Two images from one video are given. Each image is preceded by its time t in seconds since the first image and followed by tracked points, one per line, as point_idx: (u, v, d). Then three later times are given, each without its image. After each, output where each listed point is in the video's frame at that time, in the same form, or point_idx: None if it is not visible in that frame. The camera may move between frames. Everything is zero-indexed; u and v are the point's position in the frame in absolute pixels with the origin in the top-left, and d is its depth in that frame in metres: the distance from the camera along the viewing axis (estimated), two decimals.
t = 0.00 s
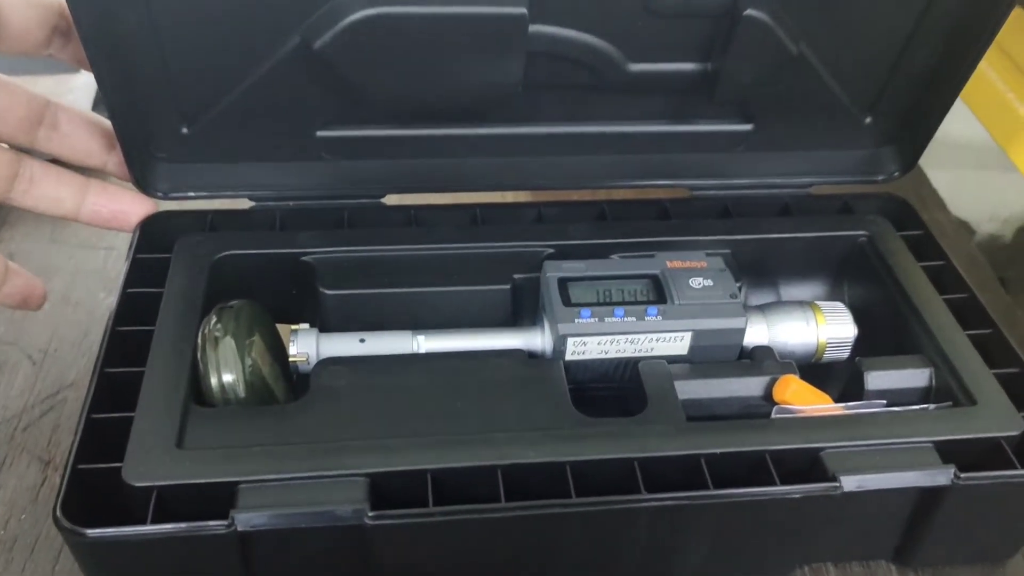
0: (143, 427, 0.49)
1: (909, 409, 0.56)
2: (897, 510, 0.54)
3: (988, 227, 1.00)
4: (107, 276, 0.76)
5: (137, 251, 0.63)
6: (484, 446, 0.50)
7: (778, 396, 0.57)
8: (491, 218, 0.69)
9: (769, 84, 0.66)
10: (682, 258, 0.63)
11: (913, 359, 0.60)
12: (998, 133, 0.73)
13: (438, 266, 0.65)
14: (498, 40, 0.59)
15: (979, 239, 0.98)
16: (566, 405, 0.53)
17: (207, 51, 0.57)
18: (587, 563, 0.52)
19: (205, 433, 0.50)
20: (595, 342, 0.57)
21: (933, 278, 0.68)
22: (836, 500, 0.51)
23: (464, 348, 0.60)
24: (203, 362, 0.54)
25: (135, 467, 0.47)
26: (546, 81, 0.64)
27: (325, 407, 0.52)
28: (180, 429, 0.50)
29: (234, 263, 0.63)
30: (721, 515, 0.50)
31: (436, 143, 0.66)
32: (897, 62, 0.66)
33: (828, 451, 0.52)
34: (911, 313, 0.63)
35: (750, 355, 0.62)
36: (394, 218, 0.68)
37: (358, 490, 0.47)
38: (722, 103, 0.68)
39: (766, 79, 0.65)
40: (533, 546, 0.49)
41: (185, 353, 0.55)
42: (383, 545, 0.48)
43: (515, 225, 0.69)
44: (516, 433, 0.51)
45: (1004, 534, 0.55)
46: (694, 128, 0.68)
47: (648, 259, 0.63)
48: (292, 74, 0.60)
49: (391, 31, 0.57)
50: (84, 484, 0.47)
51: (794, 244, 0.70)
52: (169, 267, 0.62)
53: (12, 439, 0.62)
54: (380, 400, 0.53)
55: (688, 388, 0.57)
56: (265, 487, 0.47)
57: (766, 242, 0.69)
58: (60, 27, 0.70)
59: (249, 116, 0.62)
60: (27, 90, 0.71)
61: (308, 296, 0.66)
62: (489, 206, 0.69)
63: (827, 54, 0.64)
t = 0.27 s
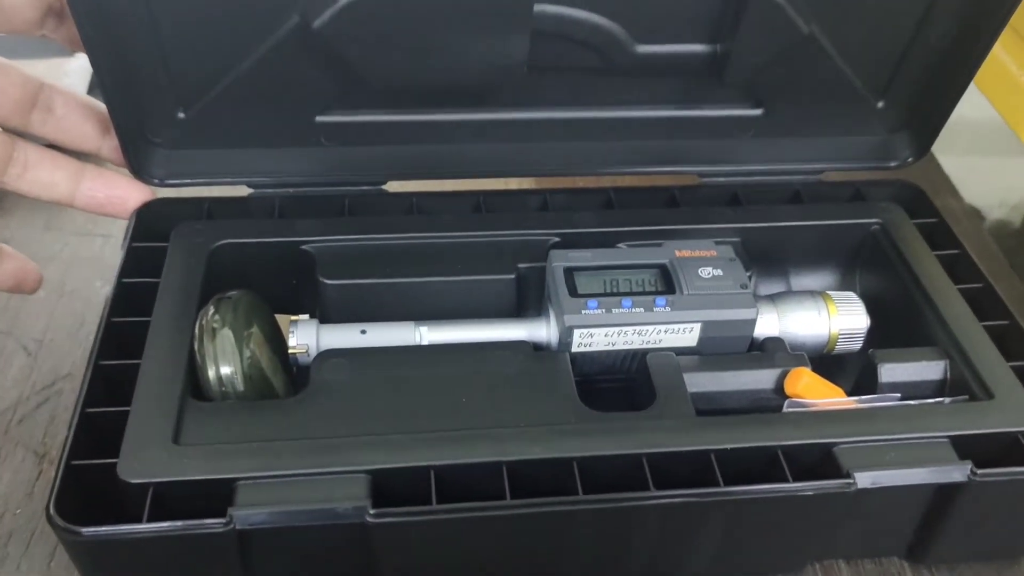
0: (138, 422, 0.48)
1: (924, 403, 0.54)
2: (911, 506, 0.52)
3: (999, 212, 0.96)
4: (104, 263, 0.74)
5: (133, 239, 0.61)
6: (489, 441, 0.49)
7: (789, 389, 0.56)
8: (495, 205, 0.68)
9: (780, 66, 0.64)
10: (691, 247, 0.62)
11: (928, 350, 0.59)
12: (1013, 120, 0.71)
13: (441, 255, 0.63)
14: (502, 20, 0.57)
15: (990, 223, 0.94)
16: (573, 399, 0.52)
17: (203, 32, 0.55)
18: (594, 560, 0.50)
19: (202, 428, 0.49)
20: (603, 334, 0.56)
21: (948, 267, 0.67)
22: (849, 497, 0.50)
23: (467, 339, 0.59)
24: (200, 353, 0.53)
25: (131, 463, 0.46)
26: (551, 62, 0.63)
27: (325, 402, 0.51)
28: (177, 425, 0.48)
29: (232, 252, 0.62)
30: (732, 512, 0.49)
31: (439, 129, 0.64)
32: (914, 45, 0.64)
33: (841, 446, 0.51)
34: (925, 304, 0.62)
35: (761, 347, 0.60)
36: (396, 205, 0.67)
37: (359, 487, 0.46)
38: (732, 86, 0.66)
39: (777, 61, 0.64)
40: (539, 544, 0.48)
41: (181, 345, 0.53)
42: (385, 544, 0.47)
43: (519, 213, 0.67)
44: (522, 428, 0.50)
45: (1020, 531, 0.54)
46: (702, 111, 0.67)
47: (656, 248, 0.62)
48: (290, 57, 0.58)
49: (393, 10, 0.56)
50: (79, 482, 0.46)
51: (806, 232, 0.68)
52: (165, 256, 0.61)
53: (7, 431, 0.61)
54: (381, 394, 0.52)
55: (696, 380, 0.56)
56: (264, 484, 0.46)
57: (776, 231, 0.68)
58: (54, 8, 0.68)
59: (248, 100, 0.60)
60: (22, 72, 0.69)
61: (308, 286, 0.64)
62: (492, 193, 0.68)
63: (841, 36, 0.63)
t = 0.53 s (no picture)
0: (131, 417, 0.47)
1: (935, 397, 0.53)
2: (921, 502, 0.51)
3: (1006, 197, 0.94)
4: (97, 252, 0.73)
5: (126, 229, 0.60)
6: (490, 437, 0.47)
7: (797, 382, 0.54)
8: (496, 193, 0.66)
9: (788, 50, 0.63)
10: (696, 237, 0.60)
11: (939, 343, 0.58)
12: None
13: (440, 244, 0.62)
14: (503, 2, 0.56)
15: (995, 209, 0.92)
16: (576, 393, 0.51)
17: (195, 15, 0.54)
18: (598, 558, 0.49)
19: (197, 423, 0.47)
20: (606, 326, 0.55)
21: (959, 257, 0.65)
22: (859, 494, 0.49)
23: (467, 331, 0.58)
24: (196, 346, 0.52)
25: (123, 460, 0.45)
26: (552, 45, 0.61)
27: (323, 396, 0.50)
28: (171, 420, 0.47)
29: (227, 242, 0.60)
30: (739, 509, 0.48)
31: (438, 115, 0.63)
32: (927, 28, 0.62)
33: (850, 442, 0.50)
34: (935, 295, 0.61)
35: (768, 339, 0.59)
36: (394, 194, 0.65)
37: (358, 484, 0.45)
38: (737, 70, 0.64)
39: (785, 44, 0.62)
40: (541, 542, 0.47)
41: (176, 338, 0.52)
42: (384, 542, 0.46)
43: (521, 201, 0.66)
44: (524, 424, 0.48)
45: None
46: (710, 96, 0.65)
47: (660, 238, 0.60)
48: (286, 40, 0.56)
49: None
50: (70, 479, 0.45)
51: (813, 221, 0.67)
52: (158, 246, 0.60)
53: None
54: (380, 389, 0.50)
55: (702, 374, 0.55)
56: (260, 482, 0.45)
57: (784, 219, 0.66)
58: None
59: (242, 85, 0.59)
60: (12, 57, 0.68)
61: (305, 277, 0.63)
62: (493, 181, 0.66)
63: (851, 19, 0.61)
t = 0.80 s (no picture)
0: (131, 417, 0.46)
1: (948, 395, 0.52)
2: (933, 502, 0.51)
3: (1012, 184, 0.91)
4: (96, 246, 0.73)
5: (125, 223, 0.59)
6: (496, 437, 0.47)
7: (807, 380, 0.54)
8: (500, 186, 0.65)
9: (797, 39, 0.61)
10: (705, 231, 0.59)
11: (951, 339, 0.57)
12: None
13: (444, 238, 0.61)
14: None
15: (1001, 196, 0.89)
16: (583, 392, 0.50)
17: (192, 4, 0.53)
18: (605, 559, 0.49)
19: (197, 423, 0.47)
20: (613, 323, 0.54)
21: (970, 251, 0.64)
22: (870, 495, 0.48)
23: (472, 328, 0.57)
24: (195, 343, 0.51)
25: (122, 462, 0.44)
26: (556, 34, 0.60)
27: (325, 395, 0.49)
28: (171, 420, 0.46)
29: (227, 237, 0.59)
30: (748, 510, 0.47)
31: (442, 107, 0.62)
32: (941, 17, 0.61)
33: (862, 441, 0.49)
34: (947, 290, 0.60)
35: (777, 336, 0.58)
36: (397, 187, 0.64)
37: (362, 486, 0.44)
38: (745, 60, 0.63)
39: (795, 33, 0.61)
40: (548, 543, 0.47)
41: (176, 336, 0.51)
42: (389, 544, 0.45)
43: (526, 194, 0.65)
44: (530, 423, 0.48)
45: None
46: (718, 87, 0.64)
47: (668, 232, 0.59)
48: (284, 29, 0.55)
49: None
50: (69, 480, 0.44)
51: (823, 215, 0.66)
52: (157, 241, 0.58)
53: None
54: (384, 387, 0.49)
55: (710, 371, 0.54)
56: (262, 483, 0.44)
57: (793, 213, 0.65)
58: None
59: (242, 75, 0.58)
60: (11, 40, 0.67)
61: (307, 271, 0.62)
62: (498, 173, 0.65)
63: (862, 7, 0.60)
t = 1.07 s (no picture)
0: (128, 417, 0.45)
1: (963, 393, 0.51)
2: (947, 501, 0.50)
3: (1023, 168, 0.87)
4: (91, 238, 0.72)
5: (121, 216, 0.57)
6: (501, 437, 0.46)
7: (818, 377, 0.52)
8: (504, 177, 0.64)
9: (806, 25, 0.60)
10: (713, 224, 0.58)
11: (964, 335, 0.56)
12: None
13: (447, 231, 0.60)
14: None
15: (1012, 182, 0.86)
16: (590, 390, 0.49)
17: None
18: (612, 560, 0.48)
19: (196, 423, 0.46)
20: (620, 319, 0.53)
21: (983, 243, 0.63)
22: (883, 495, 0.47)
23: (476, 324, 0.56)
24: (193, 339, 0.50)
25: (119, 463, 0.43)
26: (558, 20, 0.58)
27: (326, 394, 0.48)
28: (168, 419, 0.45)
29: (225, 230, 0.58)
30: (758, 511, 0.46)
31: (445, 96, 0.60)
32: (955, 3, 0.59)
33: (875, 441, 0.48)
34: (960, 284, 0.58)
35: (787, 331, 0.57)
36: (399, 178, 0.63)
37: (364, 488, 0.43)
38: (754, 49, 0.62)
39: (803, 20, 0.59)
40: (555, 545, 0.46)
41: (173, 332, 0.50)
42: (392, 546, 0.44)
43: (531, 186, 0.63)
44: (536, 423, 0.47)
45: None
46: (726, 76, 0.63)
47: (675, 225, 0.58)
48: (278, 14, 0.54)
49: None
50: (64, 482, 0.43)
51: (833, 206, 0.64)
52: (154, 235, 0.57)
53: None
54: (386, 385, 0.48)
55: (719, 368, 0.53)
56: (261, 485, 0.43)
57: (802, 205, 0.64)
58: None
59: (240, 64, 0.56)
60: (18, 12, 0.64)
61: (307, 264, 0.60)
62: (501, 164, 0.64)
63: None
